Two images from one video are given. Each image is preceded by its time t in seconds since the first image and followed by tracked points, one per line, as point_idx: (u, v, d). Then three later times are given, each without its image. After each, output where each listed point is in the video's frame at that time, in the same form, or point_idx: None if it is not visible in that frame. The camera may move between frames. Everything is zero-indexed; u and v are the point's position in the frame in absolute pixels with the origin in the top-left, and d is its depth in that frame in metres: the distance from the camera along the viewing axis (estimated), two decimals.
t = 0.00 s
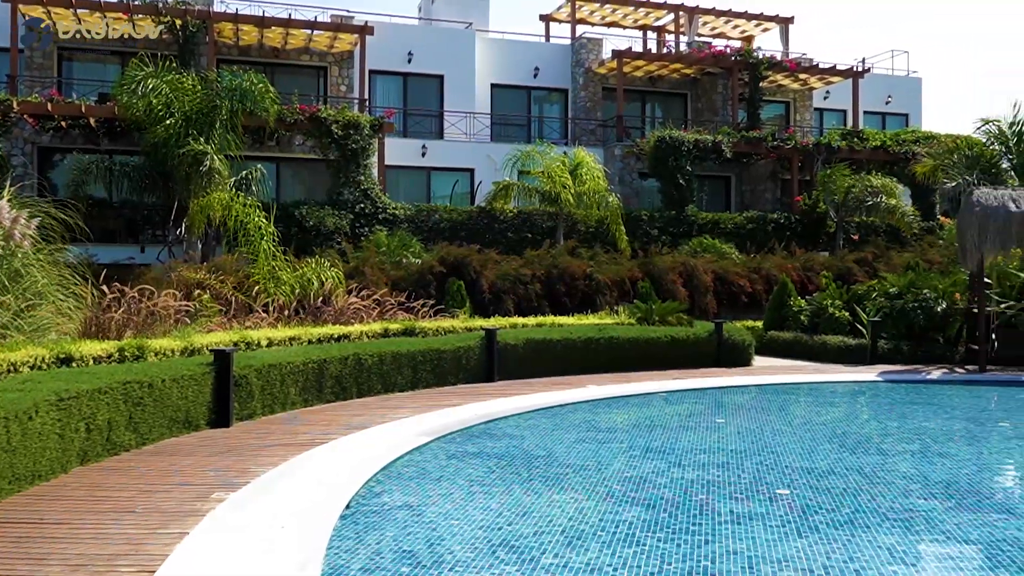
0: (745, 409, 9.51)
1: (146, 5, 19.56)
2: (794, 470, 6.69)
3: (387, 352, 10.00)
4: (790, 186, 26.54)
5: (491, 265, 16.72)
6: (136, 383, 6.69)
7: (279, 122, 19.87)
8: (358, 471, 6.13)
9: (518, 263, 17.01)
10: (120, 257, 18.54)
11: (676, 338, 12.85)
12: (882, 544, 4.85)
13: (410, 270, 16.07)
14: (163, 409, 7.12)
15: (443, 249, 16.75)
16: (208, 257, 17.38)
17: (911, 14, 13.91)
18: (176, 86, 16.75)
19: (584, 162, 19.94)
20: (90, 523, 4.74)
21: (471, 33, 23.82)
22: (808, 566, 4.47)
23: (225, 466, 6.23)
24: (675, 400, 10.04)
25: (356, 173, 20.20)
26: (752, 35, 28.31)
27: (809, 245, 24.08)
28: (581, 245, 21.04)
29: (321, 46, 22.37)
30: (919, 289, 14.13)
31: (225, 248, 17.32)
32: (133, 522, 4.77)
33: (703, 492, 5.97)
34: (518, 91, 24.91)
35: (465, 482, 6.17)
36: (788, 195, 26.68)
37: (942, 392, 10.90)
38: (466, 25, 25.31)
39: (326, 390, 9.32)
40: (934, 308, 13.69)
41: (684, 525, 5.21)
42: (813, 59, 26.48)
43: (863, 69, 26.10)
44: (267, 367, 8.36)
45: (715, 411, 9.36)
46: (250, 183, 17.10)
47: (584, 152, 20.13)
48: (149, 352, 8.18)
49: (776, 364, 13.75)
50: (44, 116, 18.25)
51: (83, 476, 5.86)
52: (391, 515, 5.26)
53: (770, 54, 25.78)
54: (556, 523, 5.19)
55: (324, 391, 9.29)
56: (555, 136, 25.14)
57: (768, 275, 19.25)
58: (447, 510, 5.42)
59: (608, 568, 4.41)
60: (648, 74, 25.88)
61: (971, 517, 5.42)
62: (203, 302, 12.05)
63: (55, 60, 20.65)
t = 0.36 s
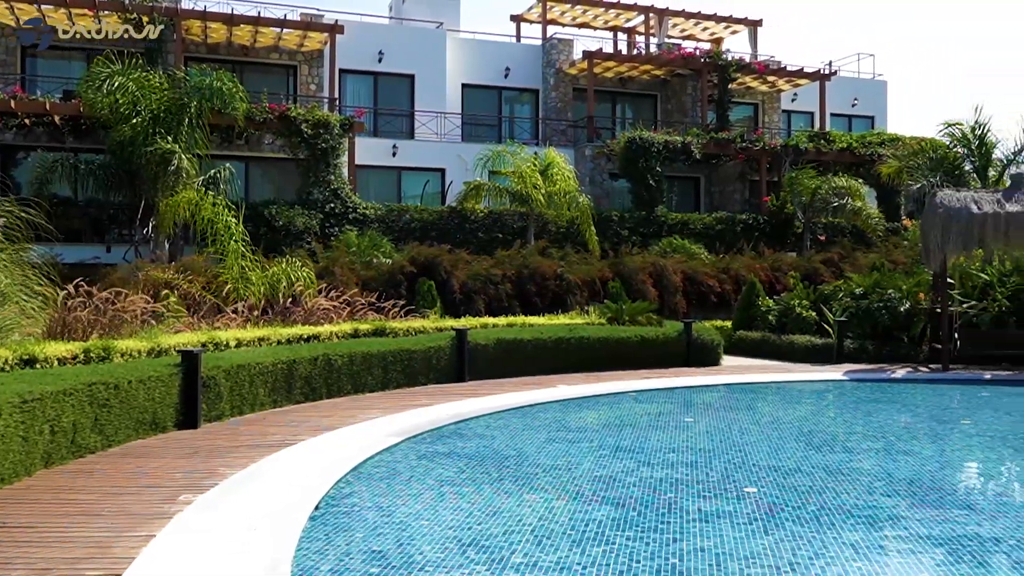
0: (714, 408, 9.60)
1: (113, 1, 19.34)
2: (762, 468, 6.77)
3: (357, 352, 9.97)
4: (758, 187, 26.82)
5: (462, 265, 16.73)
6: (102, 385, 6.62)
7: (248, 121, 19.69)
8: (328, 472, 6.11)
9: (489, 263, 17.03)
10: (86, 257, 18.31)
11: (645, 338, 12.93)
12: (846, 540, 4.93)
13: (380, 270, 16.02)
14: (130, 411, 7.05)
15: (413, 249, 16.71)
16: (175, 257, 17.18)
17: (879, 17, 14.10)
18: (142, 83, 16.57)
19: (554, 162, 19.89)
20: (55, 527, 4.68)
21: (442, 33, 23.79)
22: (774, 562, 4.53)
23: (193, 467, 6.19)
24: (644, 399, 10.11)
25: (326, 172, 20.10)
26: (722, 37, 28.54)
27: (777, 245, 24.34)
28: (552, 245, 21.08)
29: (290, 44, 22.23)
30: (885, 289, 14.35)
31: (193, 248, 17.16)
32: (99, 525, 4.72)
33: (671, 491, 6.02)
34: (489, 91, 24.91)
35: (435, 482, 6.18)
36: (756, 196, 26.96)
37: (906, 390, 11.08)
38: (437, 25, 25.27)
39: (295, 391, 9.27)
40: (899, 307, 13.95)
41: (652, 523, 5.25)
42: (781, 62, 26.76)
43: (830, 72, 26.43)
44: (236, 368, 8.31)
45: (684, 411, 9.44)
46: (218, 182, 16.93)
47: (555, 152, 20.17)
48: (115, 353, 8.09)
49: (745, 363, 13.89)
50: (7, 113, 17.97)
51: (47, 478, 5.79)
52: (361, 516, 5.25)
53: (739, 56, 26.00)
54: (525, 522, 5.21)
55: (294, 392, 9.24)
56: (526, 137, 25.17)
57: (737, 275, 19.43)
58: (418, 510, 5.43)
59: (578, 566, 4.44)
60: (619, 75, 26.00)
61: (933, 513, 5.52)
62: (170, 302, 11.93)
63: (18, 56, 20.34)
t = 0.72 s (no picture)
0: (681, 407, 9.69)
1: None
2: (728, 466, 6.84)
3: (325, 352, 9.93)
4: (725, 188, 27.08)
5: (430, 265, 16.69)
6: (64, 386, 6.52)
7: (214, 119, 19.45)
8: (295, 473, 6.09)
9: (458, 262, 17.02)
10: (47, 257, 17.85)
11: (613, 337, 13.00)
12: (810, 536, 5.00)
13: (348, 269, 15.95)
14: (93, 412, 6.96)
15: (382, 249, 16.64)
16: (140, 257, 17.02)
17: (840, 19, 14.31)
18: (106, 81, 16.37)
19: (524, 163, 19.99)
20: (17, 529, 4.62)
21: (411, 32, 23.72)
22: (740, 558, 4.59)
23: (158, 469, 6.12)
24: (612, 398, 10.17)
25: (294, 171, 19.96)
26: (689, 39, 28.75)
27: (745, 246, 24.44)
28: (521, 245, 21.10)
29: (257, 42, 22.06)
30: (848, 289, 14.56)
31: (159, 247, 16.97)
32: (62, 528, 4.66)
33: (639, 489, 6.07)
34: (458, 91, 24.89)
35: (403, 482, 6.17)
36: (722, 197, 27.25)
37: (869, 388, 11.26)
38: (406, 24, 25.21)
39: (263, 391, 9.20)
40: (862, 307, 14.28)
41: (620, 521, 5.29)
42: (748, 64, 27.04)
43: (795, 74, 26.74)
44: (202, 368, 8.24)
45: (651, 410, 9.51)
46: (184, 181, 16.74)
47: (523, 152, 20.20)
48: (78, 354, 7.97)
49: (712, 362, 14.01)
50: None
51: (8, 482, 5.69)
52: (329, 517, 5.24)
53: (706, 57, 26.21)
54: (494, 522, 5.22)
55: (260, 392, 9.17)
56: (495, 136, 25.19)
57: (705, 275, 19.60)
58: (386, 511, 5.42)
59: (546, 565, 4.47)
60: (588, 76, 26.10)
61: (895, 509, 5.62)
62: (135, 302, 11.80)
63: None
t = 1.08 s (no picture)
0: (648, 406, 9.75)
1: None
2: (694, 464, 6.90)
3: (290, 352, 9.85)
4: (691, 189, 27.32)
5: (397, 264, 16.61)
6: (23, 388, 6.40)
7: (177, 117, 19.19)
8: (260, 474, 6.03)
9: (424, 262, 16.98)
10: (6, 257, 17.64)
11: (580, 337, 13.04)
12: (774, 533, 5.06)
13: (314, 269, 15.84)
14: (52, 414, 6.83)
15: (348, 248, 16.53)
16: (100, 257, 16.88)
17: (803, 21, 14.49)
18: (66, 77, 15.98)
19: (490, 163, 19.92)
20: None
21: (377, 31, 23.61)
22: (704, 556, 4.63)
23: (120, 472, 6.03)
24: (579, 398, 10.21)
25: (259, 170, 19.78)
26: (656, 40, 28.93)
27: (708, 244, 24.45)
28: (487, 245, 21.09)
29: (221, 39, 21.85)
30: (811, 289, 14.76)
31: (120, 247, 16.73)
32: (20, 532, 4.57)
33: (605, 488, 6.10)
34: (425, 91, 24.82)
35: (369, 483, 6.14)
36: (687, 197, 27.50)
37: (831, 387, 11.42)
38: (372, 22, 25.09)
39: (226, 392, 9.10)
40: (824, 306, 14.43)
41: (586, 520, 5.32)
42: (713, 66, 27.30)
43: (759, 76, 27.03)
44: (164, 369, 8.13)
45: (617, 409, 9.55)
46: (146, 180, 16.49)
47: (490, 152, 20.18)
48: (37, 355, 7.84)
49: (677, 361, 14.12)
50: None
51: None
52: (294, 518, 5.20)
53: (672, 59, 26.39)
54: (461, 521, 5.22)
55: (225, 393, 9.06)
56: (462, 136, 25.17)
57: (670, 275, 19.72)
58: (352, 512, 5.39)
59: (513, 564, 4.47)
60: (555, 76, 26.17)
61: (855, 505, 5.71)
62: (96, 302, 11.63)
63: None
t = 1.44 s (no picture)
0: (612, 405, 9.80)
1: None
2: (658, 463, 6.94)
3: (252, 353, 9.75)
4: (654, 189, 27.51)
5: (360, 264, 16.49)
6: None
7: (137, 114, 18.88)
8: (223, 476, 5.96)
9: (388, 262, 16.89)
10: None
11: (545, 337, 13.07)
12: (737, 530, 5.11)
13: (277, 268, 15.67)
14: (8, 416, 6.69)
15: (312, 248, 16.39)
16: (57, 256, 16.56)
17: (766, 24, 14.66)
18: (21, 71, 15.28)
19: (455, 162, 19.86)
20: None
21: (341, 29, 23.45)
22: (669, 553, 4.67)
23: (78, 475, 5.92)
24: (543, 397, 10.23)
25: (221, 168, 19.56)
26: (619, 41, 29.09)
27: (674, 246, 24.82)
28: (452, 244, 21.05)
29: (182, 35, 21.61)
30: (772, 289, 14.93)
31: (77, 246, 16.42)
32: None
33: (571, 487, 6.12)
34: (389, 89, 24.70)
35: (334, 484, 6.10)
36: (651, 197, 27.70)
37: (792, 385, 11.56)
38: (336, 20, 24.91)
39: (188, 393, 8.98)
40: (786, 306, 14.57)
41: (552, 519, 5.33)
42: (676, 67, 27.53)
43: (722, 78, 27.28)
44: (124, 370, 8.01)
45: (582, 408, 9.59)
46: (104, 178, 16.17)
47: (455, 152, 20.14)
48: None
49: (641, 361, 14.21)
50: None
51: None
52: (258, 520, 5.15)
53: (636, 60, 26.54)
54: (426, 522, 5.21)
55: (186, 394, 8.95)
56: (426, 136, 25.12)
57: (634, 275, 19.84)
58: (316, 513, 5.35)
59: (479, 564, 4.47)
60: (519, 76, 26.19)
61: (817, 501, 5.79)
62: (54, 302, 11.41)
63: None
